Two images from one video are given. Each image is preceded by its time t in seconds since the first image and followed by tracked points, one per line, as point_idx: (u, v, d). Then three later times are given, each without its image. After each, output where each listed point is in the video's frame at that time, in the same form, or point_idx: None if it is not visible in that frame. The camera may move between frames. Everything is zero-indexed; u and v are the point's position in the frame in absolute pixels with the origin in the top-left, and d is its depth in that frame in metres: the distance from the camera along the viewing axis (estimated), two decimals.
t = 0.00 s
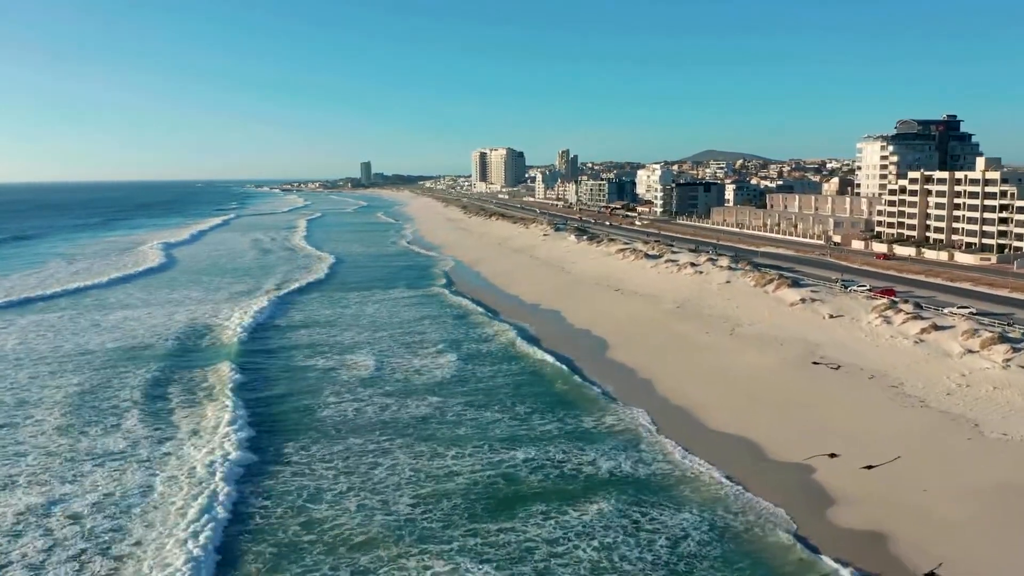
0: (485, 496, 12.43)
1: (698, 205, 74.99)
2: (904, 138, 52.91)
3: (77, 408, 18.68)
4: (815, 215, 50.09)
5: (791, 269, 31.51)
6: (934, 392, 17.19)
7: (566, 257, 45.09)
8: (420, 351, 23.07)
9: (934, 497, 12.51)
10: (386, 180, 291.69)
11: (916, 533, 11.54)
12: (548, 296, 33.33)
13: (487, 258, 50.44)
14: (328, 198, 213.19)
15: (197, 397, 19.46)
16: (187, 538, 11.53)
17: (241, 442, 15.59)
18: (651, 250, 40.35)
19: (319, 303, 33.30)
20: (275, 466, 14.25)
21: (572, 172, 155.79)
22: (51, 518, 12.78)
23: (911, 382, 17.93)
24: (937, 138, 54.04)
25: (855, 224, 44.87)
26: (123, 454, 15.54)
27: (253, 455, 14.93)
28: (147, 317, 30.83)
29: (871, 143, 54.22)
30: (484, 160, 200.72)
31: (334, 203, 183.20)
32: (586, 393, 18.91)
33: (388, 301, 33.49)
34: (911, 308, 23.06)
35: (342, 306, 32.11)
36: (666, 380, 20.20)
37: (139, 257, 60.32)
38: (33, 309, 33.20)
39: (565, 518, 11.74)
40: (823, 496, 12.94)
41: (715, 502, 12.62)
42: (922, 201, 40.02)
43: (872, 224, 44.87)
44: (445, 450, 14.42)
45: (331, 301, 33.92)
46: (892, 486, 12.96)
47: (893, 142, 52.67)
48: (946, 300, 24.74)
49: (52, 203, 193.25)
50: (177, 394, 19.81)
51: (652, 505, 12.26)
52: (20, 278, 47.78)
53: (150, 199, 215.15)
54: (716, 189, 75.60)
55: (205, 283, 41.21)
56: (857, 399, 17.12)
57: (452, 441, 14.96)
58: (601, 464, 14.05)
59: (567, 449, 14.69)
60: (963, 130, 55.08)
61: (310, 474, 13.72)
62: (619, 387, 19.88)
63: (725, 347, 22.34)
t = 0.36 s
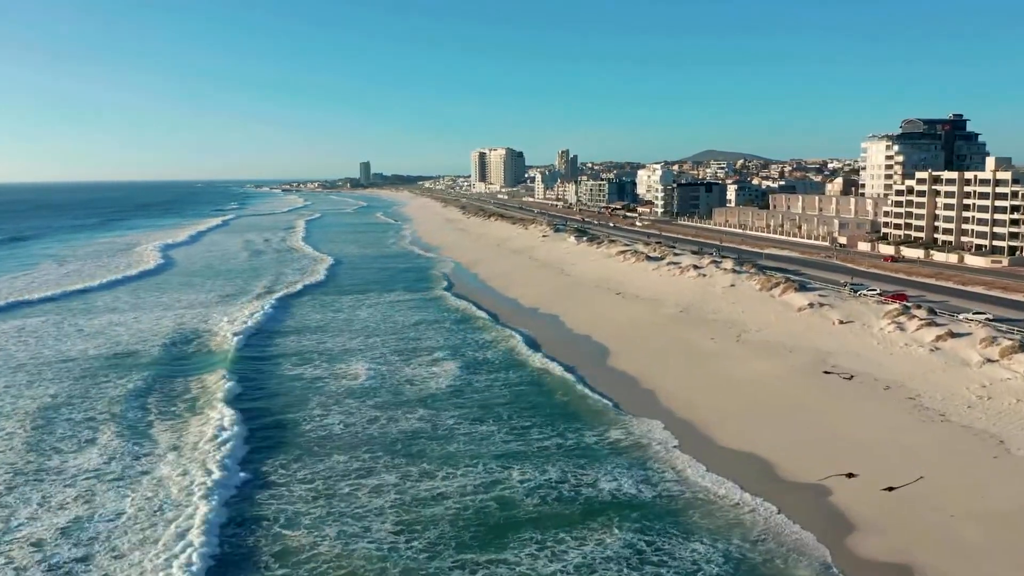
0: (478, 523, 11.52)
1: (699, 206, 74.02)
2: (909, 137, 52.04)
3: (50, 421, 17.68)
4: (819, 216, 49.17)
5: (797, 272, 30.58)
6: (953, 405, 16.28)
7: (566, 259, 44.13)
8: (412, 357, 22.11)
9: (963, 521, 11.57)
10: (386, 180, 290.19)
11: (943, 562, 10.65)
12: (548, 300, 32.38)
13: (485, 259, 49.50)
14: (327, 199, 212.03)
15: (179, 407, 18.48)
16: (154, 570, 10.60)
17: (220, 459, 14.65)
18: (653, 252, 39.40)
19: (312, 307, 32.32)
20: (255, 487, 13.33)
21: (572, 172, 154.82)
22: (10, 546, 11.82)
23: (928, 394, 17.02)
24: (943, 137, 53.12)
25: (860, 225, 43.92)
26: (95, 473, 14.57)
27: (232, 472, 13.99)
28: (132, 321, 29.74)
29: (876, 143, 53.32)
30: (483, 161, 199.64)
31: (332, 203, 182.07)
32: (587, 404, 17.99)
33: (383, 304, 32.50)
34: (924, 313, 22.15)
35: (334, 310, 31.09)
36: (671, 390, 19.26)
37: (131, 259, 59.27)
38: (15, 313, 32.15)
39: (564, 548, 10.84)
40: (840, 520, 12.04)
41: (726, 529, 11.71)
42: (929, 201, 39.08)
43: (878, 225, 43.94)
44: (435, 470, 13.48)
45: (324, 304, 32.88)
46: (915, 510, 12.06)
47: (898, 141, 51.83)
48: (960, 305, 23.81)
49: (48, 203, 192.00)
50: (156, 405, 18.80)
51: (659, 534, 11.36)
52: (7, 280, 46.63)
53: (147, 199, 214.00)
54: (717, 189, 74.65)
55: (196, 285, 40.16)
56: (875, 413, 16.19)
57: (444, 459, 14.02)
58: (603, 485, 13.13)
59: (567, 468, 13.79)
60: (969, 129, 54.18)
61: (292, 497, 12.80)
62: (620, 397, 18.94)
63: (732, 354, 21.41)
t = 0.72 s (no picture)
0: (468, 554, 10.60)
1: (700, 206, 73.03)
2: (916, 136, 51.18)
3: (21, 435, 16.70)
4: (823, 217, 48.24)
5: (803, 275, 29.64)
6: (975, 419, 15.35)
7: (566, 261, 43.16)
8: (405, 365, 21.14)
9: (997, 550, 10.65)
10: (385, 181, 289.44)
11: None
12: (547, 304, 31.44)
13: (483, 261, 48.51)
14: (325, 199, 211.01)
15: (159, 418, 17.54)
16: None
17: (196, 479, 13.71)
18: (655, 254, 38.46)
19: (303, 311, 31.36)
20: (231, 511, 12.39)
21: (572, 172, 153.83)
22: None
23: (947, 408, 16.10)
24: (949, 136, 52.14)
25: (866, 226, 42.96)
26: (63, 494, 13.62)
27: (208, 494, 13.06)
28: (118, 325, 28.71)
29: (881, 142, 52.41)
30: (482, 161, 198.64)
31: (330, 204, 181.04)
32: (588, 416, 17.07)
33: (377, 308, 31.51)
34: (939, 319, 21.21)
35: (326, 315, 30.10)
36: (676, 403, 18.33)
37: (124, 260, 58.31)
38: None
39: None
40: (859, 550, 11.14)
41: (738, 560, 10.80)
42: (938, 202, 38.12)
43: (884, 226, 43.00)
44: (424, 492, 12.56)
45: (316, 308, 31.85)
46: (939, 537, 11.16)
47: (904, 139, 51.01)
48: (975, 311, 22.87)
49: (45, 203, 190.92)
50: (134, 417, 17.81)
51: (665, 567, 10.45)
52: None
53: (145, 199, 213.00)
54: (719, 189, 73.69)
55: (187, 288, 39.14)
56: (893, 430, 15.26)
57: (435, 480, 13.10)
58: (605, 510, 12.20)
59: (566, 490, 12.86)
60: (976, 129, 53.23)
61: (268, 523, 11.88)
62: (621, 408, 18.00)
63: (739, 363, 20.46)
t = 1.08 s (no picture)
0: None
1: (701, 207, 72.09)
2: (921, 136, 50.29)
3: None
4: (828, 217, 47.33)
5: (811, 278, 28.70)
6: (1000, 435, 14.45)
7: (566, 263, 42.22)
8: (398, 374, 20.18)
9: None
10: (384, 181, 288.12)
11: None
12: (547, 308, 30.49)
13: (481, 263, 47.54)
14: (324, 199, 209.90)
15: (137, 431, 16.57)
16: None
17: (170, 504, 12.73)
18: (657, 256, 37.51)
19: (296, 315, 30.39)
20: (205, 540, 11.43)
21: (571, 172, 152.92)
22: None
23: (970, 422, 15.17)
24: (955, 136, 51.24)
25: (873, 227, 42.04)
26: (26, 519, 12.63)
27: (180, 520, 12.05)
28: (103, 329, 27.67)
29: (886, 141, 51.54)
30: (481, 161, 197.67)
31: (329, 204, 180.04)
32: (589, 430, 16.14)
33: (371, 313, 30.51)
34: (955, 326, 20.28)
35: (319, 320, 29.07)
36: (680, 414, 17.40)
37: (117, 262, 57.35)
38: None
39: None
40: None
41: None
42: (946, 203, 37.21)
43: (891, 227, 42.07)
44: (410, 519, 11.64)
45: (308, 313, 30.83)
46: (968, 570, 10.28)
47: (909, 139, 50.13)
48: (992, 317, 21.94)
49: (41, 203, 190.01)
50: (109, 430, 16.79)
51: None
52: None
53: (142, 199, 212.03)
54: (721, 189, 72.79)
55: (177, 291, 38.10)
56: (913, 450, 14.33)
57: (424, 504, 12.18)
58: (610, 539, 11.26)
59: (564, 516, 11.94)
60: (982, 128, 52.35)
61: (242, 554, 10.97)
62: (623, 420, 17.06)
63: (746, 372, 19.53)
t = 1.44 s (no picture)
0: None
1: (703, 207, 71.09)
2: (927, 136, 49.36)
3: None
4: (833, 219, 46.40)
5: (818, 282, 27.78)
6: None
7: (566, 265, 41.27)
8: (390, 383, 19.24)
9: None
10: (384, 181, 286.85)
11: None
12: (546, 313, 29.53)
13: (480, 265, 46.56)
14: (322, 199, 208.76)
15: (111, 446, 15.53)
16: None
17: (141, 530, 11.80)
18: (658, 258, 36.57)
19: (286, 320, 29.37)
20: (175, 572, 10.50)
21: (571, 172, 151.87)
22: None
23: (995, 438, 14.26)
24: (962, 136, 50.29)
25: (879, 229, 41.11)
26: None
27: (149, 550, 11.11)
28: (86, 334, 26.63)
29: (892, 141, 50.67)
30: (480, 161, 196.59)
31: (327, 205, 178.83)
32: (592, 446, 15.19)
33: (365, 317, 29.53)
34: (973, 333, 19.36)
35: (310, 325, 28.09)
36: (687, 429, 16.48)
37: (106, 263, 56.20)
38: None
39: None
40: None
41: None
42: (956, 204, 36.29)
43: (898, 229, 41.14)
44: (395, 551, 10.77)
45: (300, 317, 29.83)
46: None
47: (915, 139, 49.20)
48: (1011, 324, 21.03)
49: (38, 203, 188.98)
50: (82, 444, 15.79)
51: None
52: None
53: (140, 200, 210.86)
54: (723, 190, 71.83)
55: (166, 294, 37.05)
56: (939, 470, 13.44)
57: (409, 532, 11.31)
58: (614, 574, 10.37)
59: (563, 546, 11.04)
60: (989, 128, 51.39)
61: None
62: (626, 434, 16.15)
63: (755, 382, 18.61)
